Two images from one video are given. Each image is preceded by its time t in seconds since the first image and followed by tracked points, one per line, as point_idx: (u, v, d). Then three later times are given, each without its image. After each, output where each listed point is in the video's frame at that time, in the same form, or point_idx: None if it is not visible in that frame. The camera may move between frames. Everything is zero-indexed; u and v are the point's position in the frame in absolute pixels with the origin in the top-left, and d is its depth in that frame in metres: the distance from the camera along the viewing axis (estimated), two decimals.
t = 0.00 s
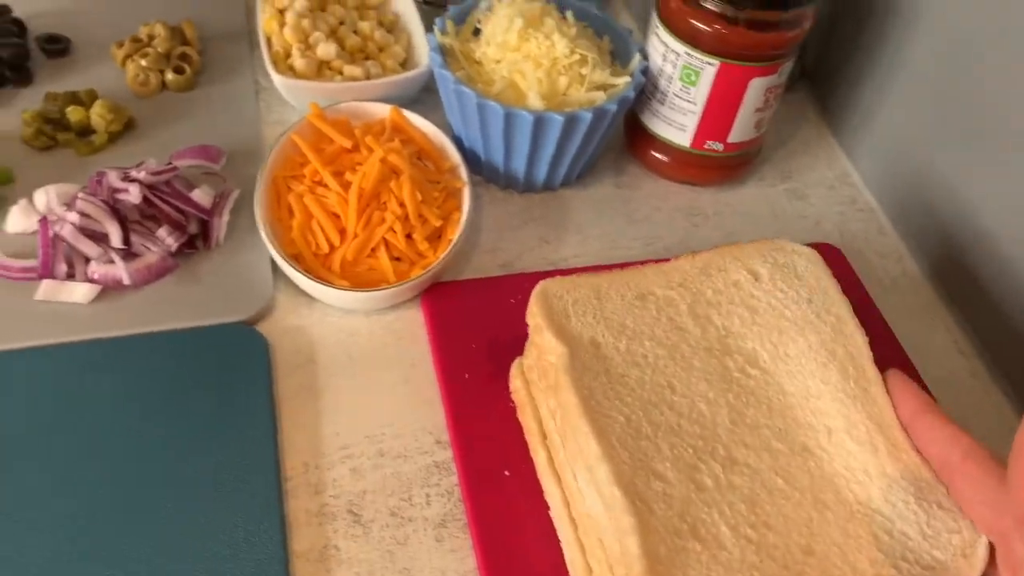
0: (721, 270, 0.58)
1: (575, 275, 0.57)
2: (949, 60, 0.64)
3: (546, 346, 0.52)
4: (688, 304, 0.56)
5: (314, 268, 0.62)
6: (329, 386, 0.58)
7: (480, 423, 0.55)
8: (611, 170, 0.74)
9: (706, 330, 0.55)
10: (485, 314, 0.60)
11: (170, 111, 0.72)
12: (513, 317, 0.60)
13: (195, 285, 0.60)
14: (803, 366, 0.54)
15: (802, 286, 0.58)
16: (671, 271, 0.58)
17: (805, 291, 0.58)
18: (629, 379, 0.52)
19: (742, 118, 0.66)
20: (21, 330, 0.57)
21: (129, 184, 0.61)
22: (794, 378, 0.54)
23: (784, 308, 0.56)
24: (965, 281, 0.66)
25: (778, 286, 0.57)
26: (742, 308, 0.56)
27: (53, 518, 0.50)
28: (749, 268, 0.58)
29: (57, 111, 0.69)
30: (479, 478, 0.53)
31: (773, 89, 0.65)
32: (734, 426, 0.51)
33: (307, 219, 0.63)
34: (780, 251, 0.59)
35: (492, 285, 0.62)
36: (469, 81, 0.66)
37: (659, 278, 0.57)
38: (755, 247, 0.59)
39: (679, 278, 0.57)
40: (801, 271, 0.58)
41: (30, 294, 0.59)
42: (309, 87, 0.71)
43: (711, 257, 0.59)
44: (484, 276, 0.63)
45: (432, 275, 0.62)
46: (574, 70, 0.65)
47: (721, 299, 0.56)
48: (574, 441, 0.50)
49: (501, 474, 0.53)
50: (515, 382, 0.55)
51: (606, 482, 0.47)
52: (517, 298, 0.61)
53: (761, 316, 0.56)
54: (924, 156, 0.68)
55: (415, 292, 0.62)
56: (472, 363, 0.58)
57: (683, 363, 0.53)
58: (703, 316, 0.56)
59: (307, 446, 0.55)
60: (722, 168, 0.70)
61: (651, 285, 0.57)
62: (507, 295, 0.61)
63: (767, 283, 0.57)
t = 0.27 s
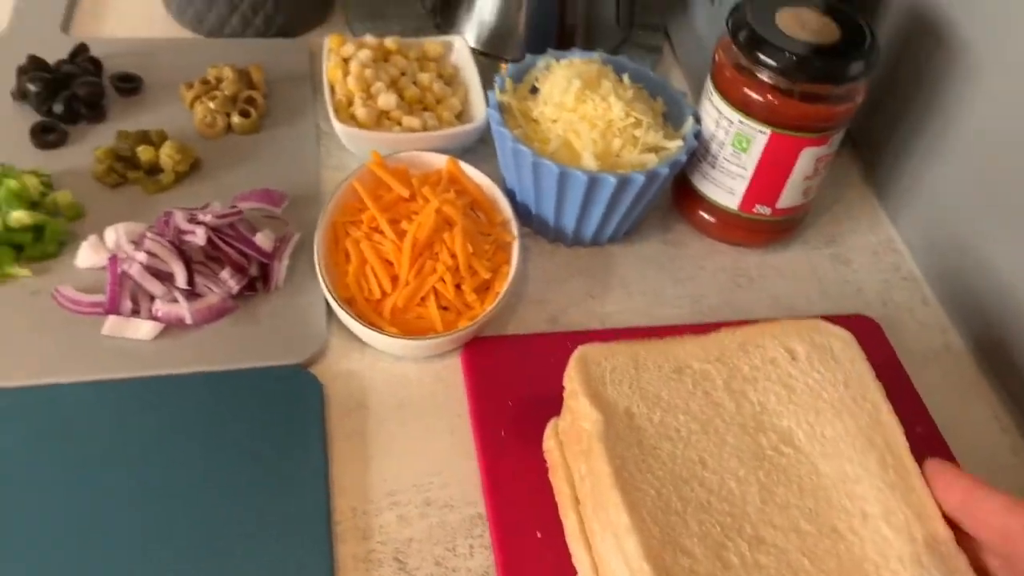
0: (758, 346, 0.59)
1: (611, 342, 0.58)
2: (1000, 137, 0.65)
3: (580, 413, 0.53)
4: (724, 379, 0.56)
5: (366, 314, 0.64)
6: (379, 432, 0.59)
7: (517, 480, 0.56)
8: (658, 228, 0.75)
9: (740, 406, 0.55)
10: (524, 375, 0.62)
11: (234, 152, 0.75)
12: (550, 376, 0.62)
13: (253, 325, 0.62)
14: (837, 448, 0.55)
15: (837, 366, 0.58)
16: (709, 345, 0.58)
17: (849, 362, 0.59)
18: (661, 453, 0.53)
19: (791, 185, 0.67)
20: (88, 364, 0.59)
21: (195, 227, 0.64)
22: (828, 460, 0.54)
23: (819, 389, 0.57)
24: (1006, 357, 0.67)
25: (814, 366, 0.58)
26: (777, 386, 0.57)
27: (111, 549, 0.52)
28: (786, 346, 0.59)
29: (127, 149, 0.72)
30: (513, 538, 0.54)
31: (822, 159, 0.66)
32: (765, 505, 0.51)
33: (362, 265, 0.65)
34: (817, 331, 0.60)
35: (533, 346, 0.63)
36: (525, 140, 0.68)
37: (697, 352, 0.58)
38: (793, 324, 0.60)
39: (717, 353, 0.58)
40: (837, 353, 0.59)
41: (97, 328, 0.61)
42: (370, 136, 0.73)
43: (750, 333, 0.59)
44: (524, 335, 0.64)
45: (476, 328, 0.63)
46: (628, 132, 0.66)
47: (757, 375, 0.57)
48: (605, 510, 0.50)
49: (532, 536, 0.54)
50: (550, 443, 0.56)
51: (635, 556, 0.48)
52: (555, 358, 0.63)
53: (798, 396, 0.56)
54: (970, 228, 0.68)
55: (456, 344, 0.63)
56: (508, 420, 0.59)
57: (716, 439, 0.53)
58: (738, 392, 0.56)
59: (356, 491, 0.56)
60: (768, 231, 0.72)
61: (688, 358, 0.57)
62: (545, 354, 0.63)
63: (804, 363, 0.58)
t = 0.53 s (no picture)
0: (761, 448, 0.61)
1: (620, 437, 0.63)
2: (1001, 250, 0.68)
3: (590, 507, 0.57)
4: (727, 480, 0.59)
5: (390, 393, 0.67)
6: (399, 510, 0.63)
7: (527, 565, 0.60)
8: (672, 315, 0.79)
9: (740, 505, 0.58)
10: (540, 462, 0.65)
11: (275, 229, 0.80)
12: (563, 462, 0.65)
13: (286, 400, 0.67)
14: (832, 551, 0.56)
15: (836, 471, 0.61)
16: (715, 445, 0.62)
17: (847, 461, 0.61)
18: (664, 549, 0.55)
19: (799, 284, 0.70)
20: (130, 433, 0.64)
21: (236, 305, 0.68)
22: (824, 561, 0.55)
23: (818, 491, 0.59)
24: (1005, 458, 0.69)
25: (813, 471, 0.61)
26: (777, 487, 0.59)
27: None
28: (787, 448, 0.62)
29: (177, 224, 0.76)
30: None
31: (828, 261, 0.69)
32: None
33: (389, 345, 0.69)
34: (819, 435, 0.63)
35: (549, 433, 0.67)
36: (548, 232, 0.72)
37: (703, 451, 0.61)
38: (796, 429, 0.63)
39: (722, 452, 0.61)
40: (836, 457, 0.62)
41: (141, 398, 0.66)
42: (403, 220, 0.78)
43: (753, 435, 0.62)
44: (542, 421, 0.68)
45: (494, 411, 0.67)
46: (645, 230, 0.70)
47: (759, 475, 0.59)
48: None
49: None
50: (559, 532, 0.59)
51: None
52: (568, 444, 0.66)
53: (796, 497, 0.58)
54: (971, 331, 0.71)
55: (475, 426, 0.67)
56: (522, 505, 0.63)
57: (716, 536, 0.56)
58: (739, 491, 0.59)
59: (374, 567, 0.60)
60: (777, 324, 0.75)
61: (694, 457, 0.61)
62: (559, 440, 0.67)
63: (805, 466, 0.61)
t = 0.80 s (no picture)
0: (767, 505, 0.62)
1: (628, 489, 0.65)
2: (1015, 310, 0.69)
3: (594, 560, 0.57)
4: (732, 535, 0.60)
5: (401, 438, 0.68)
6: (406, 555, 0.64)
7: None
8: (684, 367, 0.79)
9: (745, 561, 0.58)
10: (547, 510, 0.66)
11: (296, 271, 0.82)
12: (570, 511, 0.66)
13: (299, 442, 0.68)
14: None
15: (842, 529, 0.61)
16: (721, 500, 0.62)
17: (852, 520, 0.62)
18: None
19: (811, 340, 0.71)
20: (147, 470, 0.65)
21: (253, 346, 0.70)
22: None
23: (822, 551, 0.60)
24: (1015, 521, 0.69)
25: (819, 527, 0.61)
26: (782, 545, 0.60)
27: None
28: (793, 505, 0.62)
29: (200, 265, 0.78)
30: None
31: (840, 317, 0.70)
32: None
33: (401, 389, 0.70)
34: (826, 492, 0.64)
35: (560, 481, 0.67)
36: (561, 282, 0.73)
37: (708, 506, 0.62)
38: (802, 485, 0.64)
39: (727, 508, 0.62)
40: (842, 515, 0.62)
41: (158, 436, 0.67)
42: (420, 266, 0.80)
43: (760, 491, 0.63)
44: (553, 468, 0.69)
45: (504, 458, 0.68)
46: (657, 282, 0.71)
47: (764, 532, 0.60)
48: None
49: None
50: None
51: None
52: (575, 492, 0.67)
53: (801, 555, 0.59)
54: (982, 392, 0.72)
55: (484, 473, 0.68)
56: (528, 553, 0.63)
57: None
58: (745, 547, 0.59)
59: None
60: (791, 376, 0.76)
61: (700, 512, 0.61)
62: (566, 489, 0.67)
63: (811, 522, 0.61)
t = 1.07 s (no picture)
0: (766, 517, 0.61)
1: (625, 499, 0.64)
2: None
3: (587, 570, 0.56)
4: (729, 547, 0.59)
5: (397, 443, 0.68)
6: (399, 561, 0.63)
7: None
8: (686, 376, 0.78)
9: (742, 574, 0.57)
10: (543, 518, 0.65)
11: (297, 275, 0.81)
12: (566, 519, 0.65)
13: (294, 445, 0.67)
14: None
15: (843, 542, 0.60)
16: (719, 511, 0.61)
17: (854, 533, 0.60)
18: None
19: (814, 349, 0.70)
20: (140, 471, 0.65)
21: (250, 349, 0.70)
22: None
23: (822, 565, 0.59)
24: None
25: (820, 540, 0.60)
26: (781, 557, 0.59)
27: None
28: (793, 518, 0.61)
29: (200, 268, 0.78)
30: None
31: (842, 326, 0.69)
32: None
33: (398, 394, 0.69)
34: (827, 504, 0.62)
35: (557, 490, 0.67)
36: (562, 288, 0.73)
37: (706, 517, 0.61)
38: (803, 497, 0.62)
39: (725, 519, 0.61)
40: (843, 527, 0.61)
41: (153, 437, 0.67)
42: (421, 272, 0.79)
43: (759, 503, 0.62)
44: (550, 475, 0.68)
45: (500, 465, 0.67)
46: (658, 289, 0.71)
47: (762, 545, 0.59)
48: None
49: None
50: None
51: None
52: (573, 501, 0.66)
53: (800, 568, 0.58)
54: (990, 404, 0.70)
55: (480, 480, 0.67)
56: (522, 562, 0.62)
57: None
58: (742, 560, 0.58)
59: None
60: (793, 387, 0.75)
61: (696, 523, 0.60)
62: (563, 497, 0.66)
63: (811, 535, 0.60)
